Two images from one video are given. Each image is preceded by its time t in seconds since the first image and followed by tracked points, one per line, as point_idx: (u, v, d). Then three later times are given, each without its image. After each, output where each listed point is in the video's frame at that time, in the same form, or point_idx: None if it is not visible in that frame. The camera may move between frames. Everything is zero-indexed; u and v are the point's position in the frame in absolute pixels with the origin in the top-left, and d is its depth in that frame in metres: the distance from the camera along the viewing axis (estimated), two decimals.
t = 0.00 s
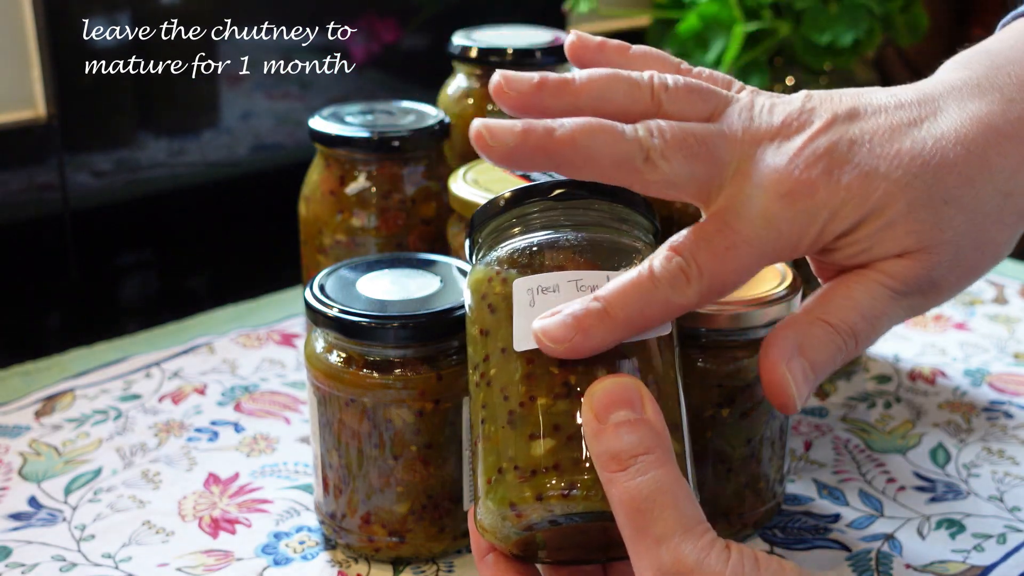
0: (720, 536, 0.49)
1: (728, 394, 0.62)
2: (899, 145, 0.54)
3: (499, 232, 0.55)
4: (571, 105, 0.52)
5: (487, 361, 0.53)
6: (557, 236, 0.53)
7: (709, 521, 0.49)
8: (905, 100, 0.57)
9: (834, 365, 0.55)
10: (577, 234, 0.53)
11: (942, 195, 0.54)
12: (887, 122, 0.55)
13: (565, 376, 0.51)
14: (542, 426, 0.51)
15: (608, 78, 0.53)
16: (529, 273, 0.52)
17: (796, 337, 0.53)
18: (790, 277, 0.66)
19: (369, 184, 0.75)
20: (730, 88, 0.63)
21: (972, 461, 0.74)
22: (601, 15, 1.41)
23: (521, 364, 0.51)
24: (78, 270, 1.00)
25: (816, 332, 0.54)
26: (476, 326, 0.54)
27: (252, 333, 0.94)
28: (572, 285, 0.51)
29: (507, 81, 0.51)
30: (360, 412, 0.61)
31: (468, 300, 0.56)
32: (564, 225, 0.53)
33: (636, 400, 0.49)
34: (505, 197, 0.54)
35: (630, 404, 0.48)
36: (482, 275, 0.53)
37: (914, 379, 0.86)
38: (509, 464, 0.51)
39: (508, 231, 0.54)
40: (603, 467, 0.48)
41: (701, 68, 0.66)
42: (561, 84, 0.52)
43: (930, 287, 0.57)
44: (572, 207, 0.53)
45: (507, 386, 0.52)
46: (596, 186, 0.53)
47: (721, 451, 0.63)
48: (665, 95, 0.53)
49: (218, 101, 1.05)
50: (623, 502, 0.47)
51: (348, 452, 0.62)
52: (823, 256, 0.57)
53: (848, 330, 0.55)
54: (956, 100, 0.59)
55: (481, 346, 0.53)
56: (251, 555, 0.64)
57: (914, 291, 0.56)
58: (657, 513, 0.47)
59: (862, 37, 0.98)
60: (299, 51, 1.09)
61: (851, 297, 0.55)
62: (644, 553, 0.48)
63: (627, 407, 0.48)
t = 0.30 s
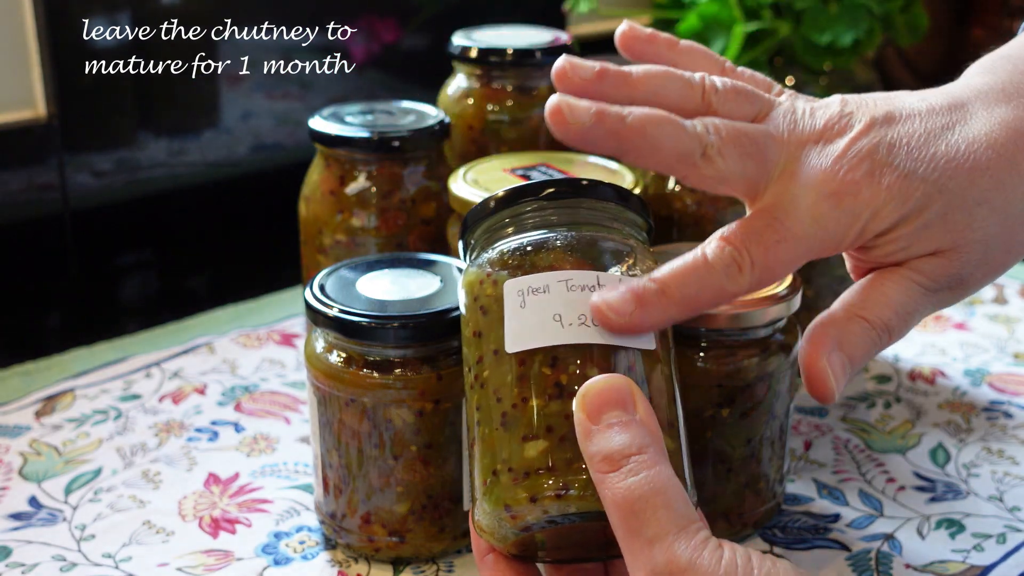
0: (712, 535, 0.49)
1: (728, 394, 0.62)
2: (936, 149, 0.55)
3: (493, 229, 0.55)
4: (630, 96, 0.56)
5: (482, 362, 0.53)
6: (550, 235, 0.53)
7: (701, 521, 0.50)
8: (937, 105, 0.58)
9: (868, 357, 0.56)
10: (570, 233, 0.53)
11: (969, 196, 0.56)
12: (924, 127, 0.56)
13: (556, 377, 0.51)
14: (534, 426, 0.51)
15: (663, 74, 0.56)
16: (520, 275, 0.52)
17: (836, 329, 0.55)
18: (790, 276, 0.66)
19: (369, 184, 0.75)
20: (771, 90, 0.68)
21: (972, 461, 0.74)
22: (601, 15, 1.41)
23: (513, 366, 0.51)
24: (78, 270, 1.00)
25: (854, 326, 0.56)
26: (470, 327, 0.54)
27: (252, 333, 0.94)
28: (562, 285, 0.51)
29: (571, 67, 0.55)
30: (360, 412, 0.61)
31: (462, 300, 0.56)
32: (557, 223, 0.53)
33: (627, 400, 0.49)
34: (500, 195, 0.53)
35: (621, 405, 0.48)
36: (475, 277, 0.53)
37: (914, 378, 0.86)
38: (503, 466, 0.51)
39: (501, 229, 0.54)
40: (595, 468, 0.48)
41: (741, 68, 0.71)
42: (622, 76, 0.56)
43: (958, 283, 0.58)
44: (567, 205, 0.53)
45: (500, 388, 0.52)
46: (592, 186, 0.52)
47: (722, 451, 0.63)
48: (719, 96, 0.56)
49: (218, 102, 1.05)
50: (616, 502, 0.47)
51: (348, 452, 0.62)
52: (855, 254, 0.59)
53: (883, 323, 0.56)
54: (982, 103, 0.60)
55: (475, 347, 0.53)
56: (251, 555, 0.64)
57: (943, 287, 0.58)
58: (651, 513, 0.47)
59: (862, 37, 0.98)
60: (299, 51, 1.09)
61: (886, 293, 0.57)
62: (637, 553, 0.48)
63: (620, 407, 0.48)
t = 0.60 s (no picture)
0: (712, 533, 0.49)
1: (728, 394, 0.62)
2: (976, 164, 0.58)
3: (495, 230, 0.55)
4: (676, 100, 0.60)
5: (482, 362, 0.53)
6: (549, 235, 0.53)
7: (700, 519, 0.49)
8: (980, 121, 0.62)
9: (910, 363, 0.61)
10: (569, 233, 0.53)
11: (1010, 211, 0.59)
12: (962, 141, 0.60)
13: (554, 376, 0.51)
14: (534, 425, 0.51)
15: (712, 80, 0.60)
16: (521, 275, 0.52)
17: (876, 337, 0.59)
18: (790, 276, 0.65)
19: (369, 184, 0.75)
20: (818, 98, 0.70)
21: (972, 461, 0.74)
22: (601, 15, 1.41)
23: (511, 366, 0.51)
24: (77, 270, 1.01)
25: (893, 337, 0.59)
26: (470, 328, 0.54)
27: (252, 333, 0.94)
28: (561, 284, 0.51)
29: (623, 71, 0.60)
30: (360, 412, 0.61)
31: (462, 301, 0.56)
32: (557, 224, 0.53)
33: (626, 399, 0.49)
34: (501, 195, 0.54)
35: (621, 405, 0.48)
36: (474, 277, 0.54)
37: (914, 379, 0.86)
38: (503, 466, 0.51)
39: (502, 229, 0.54)
40: (595, 468, 0.48)
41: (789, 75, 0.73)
42: (669, 80, 0.59)
43: (996, 297, 0.61)
44: (567, 206, 0.53)
45: (499, 388, 0.52)
46: (591, 186, 0.53)
47: (721, 451, 0.63)
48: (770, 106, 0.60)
49: (218, 102, 1.05)
50: (614, 501, 0.47)
51: (348, 452, 0.62)
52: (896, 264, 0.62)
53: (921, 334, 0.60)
54: None
55: (475, 348, 0.53)
56: (251, 555, 0.64)
57: (980, 300, 0.61)
58: (650, 512, 0.47)
59: (863, 37, 0.98)
60: (299, 51, 1.09)
61: (927, 304, 0.60)
62: (637, 552, 0.48)
63: (618, 406, 0.48)
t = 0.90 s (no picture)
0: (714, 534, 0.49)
1: (728, 394, 0.62)
2: (909, 144, 0.50)
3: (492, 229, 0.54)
4: (590, 90, 0.50)
5: (483, 363, 0.53)
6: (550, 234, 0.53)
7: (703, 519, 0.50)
8: (911, 101, 0.52)
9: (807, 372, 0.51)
10: (569, 232, 0.53)
11: (947, 195, 0.50)
12: (899, 120, 0.51)
13: (556, 377, 0.50)
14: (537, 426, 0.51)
15: (628, 61, 0.51)
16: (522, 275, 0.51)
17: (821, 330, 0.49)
18: (790, 276, 0.65)
19: (369, 184, 0.75)
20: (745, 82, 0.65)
21: (972, 461, 0.74)
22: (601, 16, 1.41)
23: (512, 366, 0.51)
24: (77, 270, 1.00)
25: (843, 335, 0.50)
26: (471, 328, 0.54)
27: (252, 333, 0.94)
28: (561, 283, 0.50)
29: (531, 61, 0.49)
30: (360, 412, 0.61)
31: (462, 300, 0.55)
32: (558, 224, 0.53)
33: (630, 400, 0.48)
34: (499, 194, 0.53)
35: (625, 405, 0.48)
36: (474, 278, 0.53)
37: (914, 379, 0.86)
38: (505, 466, 0.51)
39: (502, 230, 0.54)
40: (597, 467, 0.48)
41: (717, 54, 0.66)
42: (583, 66, 0.50)
43: (929, 286, 0.51)
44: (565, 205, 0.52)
45: (500, 389, 0.52)
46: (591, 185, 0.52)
47: (721, 451, 0.63)
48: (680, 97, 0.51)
49: (218, 102, 1.05)
50: (617, 500, 0.47)
51: (348, 452, 0.62)
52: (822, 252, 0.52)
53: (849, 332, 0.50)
54: (957, 101, 0.54)
55: (476, 348, 0.53)
56: (251, 555, 0.64)
57: (911, 291, 0.51)
58: (652, 513, 0.47)
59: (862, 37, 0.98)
60: (299, 51, 1.09)
61: (863, 298, 0.50)
62: (640, 552, 0.48)
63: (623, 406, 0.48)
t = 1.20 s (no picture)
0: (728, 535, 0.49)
1: (728, 394, 0.62)
2: None
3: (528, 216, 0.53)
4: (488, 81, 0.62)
5: (510, 350, 0.53)
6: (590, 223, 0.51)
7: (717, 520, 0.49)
8: None
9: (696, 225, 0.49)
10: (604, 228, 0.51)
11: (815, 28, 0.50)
12: None
13: (581, 371, 0.50)
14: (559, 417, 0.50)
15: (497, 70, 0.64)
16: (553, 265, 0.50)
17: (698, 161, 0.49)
18: (790, 276, 0.65)
19: (369, 184, 0.75)
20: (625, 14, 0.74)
21: (972, 461, 0.74)
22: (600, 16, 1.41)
23: (538, 356, 0.50)
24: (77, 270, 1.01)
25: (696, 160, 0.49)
26: (501, 315, 0.53)
27: (252, 333, 0.94)
28: (593, 276, 0.49)
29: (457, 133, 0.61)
30: (360, 412, 0.61)
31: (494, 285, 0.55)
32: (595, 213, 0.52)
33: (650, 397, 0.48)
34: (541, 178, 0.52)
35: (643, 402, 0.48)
36: (509, 265, 0.52)
37: (914, 379, 0.86)
38: (523, 456, 0.51)
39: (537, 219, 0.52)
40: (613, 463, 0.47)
41: None
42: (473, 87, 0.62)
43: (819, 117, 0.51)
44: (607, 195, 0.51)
45: (523, 377, 0.51)
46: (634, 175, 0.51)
47: (721, 451, 0.63)
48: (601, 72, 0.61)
49: (218, 102, 1.05)
50: (632, 498, 0.47)
51: (348, 452, 0.62)
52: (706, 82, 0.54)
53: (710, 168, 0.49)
54: None
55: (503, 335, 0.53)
56: (251, 555, 0.64)
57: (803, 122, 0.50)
58: (667, 512, 0.47)
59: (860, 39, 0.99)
60: (299, 51, 1.09)
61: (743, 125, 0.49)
62: (652, 552, 0.47)
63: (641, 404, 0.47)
